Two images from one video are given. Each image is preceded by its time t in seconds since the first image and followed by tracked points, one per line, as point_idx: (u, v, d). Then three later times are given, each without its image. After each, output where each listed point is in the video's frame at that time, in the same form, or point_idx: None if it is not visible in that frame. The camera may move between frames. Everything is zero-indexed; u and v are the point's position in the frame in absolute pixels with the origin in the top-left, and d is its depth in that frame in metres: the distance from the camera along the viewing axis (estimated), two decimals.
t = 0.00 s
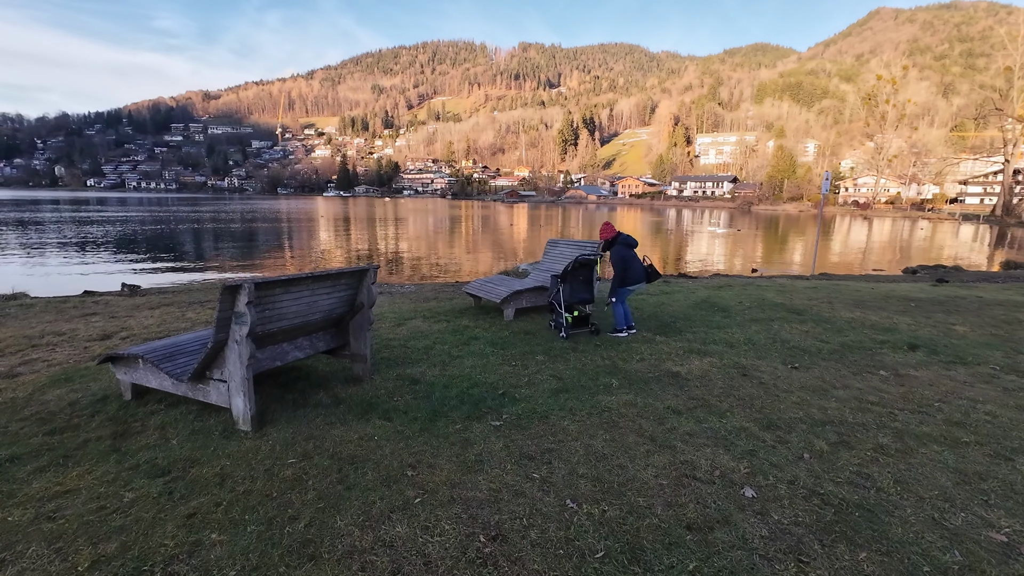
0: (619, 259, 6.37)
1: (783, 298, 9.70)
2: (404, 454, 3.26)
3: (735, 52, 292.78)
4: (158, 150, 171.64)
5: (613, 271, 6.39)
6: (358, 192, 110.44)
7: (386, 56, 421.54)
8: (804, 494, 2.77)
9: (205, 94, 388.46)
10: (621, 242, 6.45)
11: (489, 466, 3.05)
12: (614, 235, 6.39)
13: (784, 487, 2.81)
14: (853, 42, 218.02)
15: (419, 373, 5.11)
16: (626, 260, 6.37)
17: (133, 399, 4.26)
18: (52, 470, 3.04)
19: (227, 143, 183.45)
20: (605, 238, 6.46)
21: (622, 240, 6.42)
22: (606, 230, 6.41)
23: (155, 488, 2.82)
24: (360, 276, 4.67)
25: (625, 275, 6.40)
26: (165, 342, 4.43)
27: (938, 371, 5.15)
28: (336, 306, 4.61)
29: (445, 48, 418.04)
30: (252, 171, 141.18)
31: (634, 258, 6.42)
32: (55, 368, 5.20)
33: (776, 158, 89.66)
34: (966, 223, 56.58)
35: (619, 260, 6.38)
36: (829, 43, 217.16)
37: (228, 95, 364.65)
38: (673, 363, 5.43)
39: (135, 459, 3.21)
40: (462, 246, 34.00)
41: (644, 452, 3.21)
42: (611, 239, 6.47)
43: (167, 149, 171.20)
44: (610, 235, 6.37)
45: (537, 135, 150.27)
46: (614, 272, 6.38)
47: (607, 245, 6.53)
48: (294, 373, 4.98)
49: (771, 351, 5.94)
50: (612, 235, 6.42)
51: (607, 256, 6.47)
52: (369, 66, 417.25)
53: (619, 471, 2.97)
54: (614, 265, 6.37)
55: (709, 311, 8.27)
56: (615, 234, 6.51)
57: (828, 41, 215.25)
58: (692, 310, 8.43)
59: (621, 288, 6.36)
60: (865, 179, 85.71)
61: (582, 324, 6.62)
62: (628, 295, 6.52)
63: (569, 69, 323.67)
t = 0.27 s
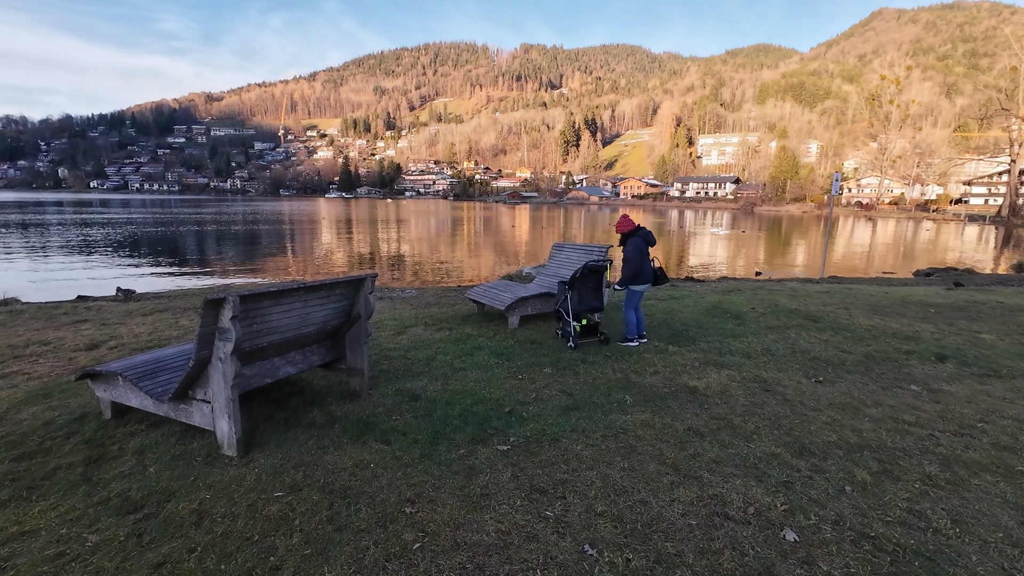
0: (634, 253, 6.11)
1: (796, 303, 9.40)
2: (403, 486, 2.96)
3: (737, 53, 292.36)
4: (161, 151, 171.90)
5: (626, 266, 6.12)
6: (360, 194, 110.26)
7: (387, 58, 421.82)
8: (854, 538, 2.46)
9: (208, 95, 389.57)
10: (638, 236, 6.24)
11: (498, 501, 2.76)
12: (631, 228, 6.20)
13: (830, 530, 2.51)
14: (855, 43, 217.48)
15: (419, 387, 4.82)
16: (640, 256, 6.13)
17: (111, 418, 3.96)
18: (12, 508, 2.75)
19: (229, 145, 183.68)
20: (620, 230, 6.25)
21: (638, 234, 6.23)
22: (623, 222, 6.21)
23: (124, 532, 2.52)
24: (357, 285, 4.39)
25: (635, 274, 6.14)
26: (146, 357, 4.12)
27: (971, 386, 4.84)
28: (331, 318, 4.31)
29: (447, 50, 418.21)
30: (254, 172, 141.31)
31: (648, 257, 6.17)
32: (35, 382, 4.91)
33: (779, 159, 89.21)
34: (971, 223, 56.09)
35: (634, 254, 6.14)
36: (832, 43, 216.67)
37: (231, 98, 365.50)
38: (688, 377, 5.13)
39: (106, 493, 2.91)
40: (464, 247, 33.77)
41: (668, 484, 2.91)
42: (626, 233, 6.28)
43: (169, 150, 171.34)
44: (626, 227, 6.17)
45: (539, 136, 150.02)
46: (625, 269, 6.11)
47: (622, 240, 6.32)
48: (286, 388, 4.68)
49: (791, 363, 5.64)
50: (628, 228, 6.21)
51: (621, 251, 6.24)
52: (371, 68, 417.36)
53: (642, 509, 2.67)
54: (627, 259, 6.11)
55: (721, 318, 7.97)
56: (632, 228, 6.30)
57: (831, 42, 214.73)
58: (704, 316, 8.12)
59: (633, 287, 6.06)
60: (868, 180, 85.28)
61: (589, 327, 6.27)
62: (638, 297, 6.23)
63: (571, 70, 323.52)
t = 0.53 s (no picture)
0: (649, 253, 5.76)
1: (809, 306, 9.12)
2: (402, 518, 2.67)
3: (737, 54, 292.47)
4: (162, 152, 171.69)
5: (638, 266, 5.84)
6: (360, 194, 109.93)
7: (388, 58, 422.07)
8: None
9: (208, 96, 388.08)
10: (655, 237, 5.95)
11: (509, 536, 2.47)
12: (648, 229, 5.92)
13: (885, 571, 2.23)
14: (855, 43, 217.48)
15: (422, 400, 4.52)
16: (654, 256, 5.82)
17: (87, 435, 3.67)
18: None
19: (230, 145, 183.44)
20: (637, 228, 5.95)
21: (654, 235, 5.94)
22: (640, 220, 5.93)
23: None
24: (352, 290, 4.09)
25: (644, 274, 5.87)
26: (126, 367, 3.84)
27: (1007, 398, 4.55)
28: (325, 325, 4.01)
29: (447, 51, 418.34)
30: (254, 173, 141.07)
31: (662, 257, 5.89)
32: (11, 393, 4.62)
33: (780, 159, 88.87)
34: (974, 223, 55.74)
35: (649, 255, 5.83)
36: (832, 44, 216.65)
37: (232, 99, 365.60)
38: (707, 386, 4.82)
39: (71, 526, 2.62)
40: (464, 248, 33.52)
41: (698, 514, 2.62)
42: (643, 232, 5.98)
43: (169, 151, 171.09)
44: (643, 225, 5.88)
45: (539, 136, 149.77)
46: (635, 268, 5.80)
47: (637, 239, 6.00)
48: (276, 401, 4.37)
49: (816, 371, 5.32)
50: (647, 228, 5.91)
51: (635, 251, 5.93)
52: (372, 69, 416.44)
53: (672, 546, 2.38)
54: (641, 259, 5.79)
55: (734, 323, 7.66)
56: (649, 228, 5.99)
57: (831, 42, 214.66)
58: (715, 321, 7.83)
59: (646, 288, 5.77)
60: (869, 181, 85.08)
61: (598, 331, 5.97)
62: (647, 299, 5.95)
63: (571, 71, 323.52)
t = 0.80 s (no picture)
0: (656, 259, 5.47)
1: (820, 310, 8.86)
2: (401, 560, 2.42)
3: (735, 54, 292.82)
4: (159, 151, 170.87)
5: (643, 272, 5.53)
6: (358, 194, 109.45)
7: (386, 58, 421.22)
8: None
9: (206, 95, 386.47)
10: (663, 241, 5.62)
11: None
12: (655, 232, 5.58)
13: None
14: (853, 43, 217.91)
15: (422, 415, 4.24)
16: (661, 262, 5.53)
17: (57, 457, 3.37)
18: None
19: (227, 145, 182.63)
20: (643, 232, 5.61)
21: (660, 238, 5.60)
22: (647, 222, 5.58)
23: None
24: (346, 299, 3.82)
25: (649, 280, 5.59)
26: (100, 384, 3.53)
27: None
28: (317, 337, 3.73)
29: (445, 50, 417.74)
30: (252, 173, 140.53)
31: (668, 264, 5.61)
32: None
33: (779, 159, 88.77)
34: (973, 223, 55.62)
35: (655, 261, 5.51)
36: (830, 44, 216.95)
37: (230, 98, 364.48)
38: (724, 399, 4.55)
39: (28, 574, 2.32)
40: (462, 248, 33.30)
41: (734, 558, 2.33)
42: (649, 235, 5.64)
43: (167, 151, 170.30)
44: (650, 228, 5.54)
45: (537, 136, 149.45)
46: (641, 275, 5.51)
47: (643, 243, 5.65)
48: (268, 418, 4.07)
49: (837, 381, 5.06)
50: (654, 231, 5.58)
51: (640, 256, 5.60)
52: (369, 68, 415.74)
53: None
54: (646, 264, 5.47)
55: (744, 328, 7.39)
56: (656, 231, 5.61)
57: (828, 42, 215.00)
58: (725, 326, 7.57)
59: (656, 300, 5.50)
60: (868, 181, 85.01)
61: (606, 338, 5.71)
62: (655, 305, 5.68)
63: (569, 71, 323.38)
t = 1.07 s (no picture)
0: (650, 261, 5.21)
1: (823, 312, 8.67)
2: None
3: (728, 54, 294.07)
4: (150, 150, 168.96)
5: (639, 276, 5.27)
6: (351, 193, 108.56)
7: (379, 56, 419.22)
8: None
9: (197, 93, 382.69)
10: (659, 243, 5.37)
11: None
12: (650, 233, 5.33)
13: None
14: (844, 44, 219.41)
15: (415, 431, 3.97)
16: (656, 264, 5.25)
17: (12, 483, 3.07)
18: None
19: (219, 144, 181.21)
20: (637, 234, 5.35)
21: (656, 240, 5.33)
22: (640, 223, 5.34)
23: None
24: (332, 305, 3.55)
25: (645, 284, 5.34)
26: (60, 403, 3.24)
27: None
28: (299, 348, 3.44)
29: (439, 49, 416.74)
30: (244, 171, 139.22)
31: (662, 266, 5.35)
32: None
33: (772, 159, 88.96)
34: (964, 222, 55.93)
35: (650, 264, 5.24)
36: (822, 44, 218.21)
37: (222, 97, 361.42)
38: (735, 411, 4.30)
39: None
40: (457, 247, 33.00)
41: None
42: (643, 239, 5.40)
43: (157, 150, 168.51)
44: (644, 230, 5.29)
45: (531, 135, 149.22)
46: (635, 278, 5.29)
47: (638, 246, 5.40)
48: (251, 435, 3.79)
49: (850, 391, 4.83)
50: (649, 233, 5.32)
51: (635, 259, 5.34)
52: (363, 67, 414.25)
53: None
54: (640, 268, 5.22)
55: (750, 332, 7.14)
56: (651, 232, 5.35)
57: (820, 42, 216.04)
58: (732, 330, 7.33)
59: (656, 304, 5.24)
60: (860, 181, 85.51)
61: (607, 345, 5.44)
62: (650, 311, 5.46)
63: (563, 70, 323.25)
